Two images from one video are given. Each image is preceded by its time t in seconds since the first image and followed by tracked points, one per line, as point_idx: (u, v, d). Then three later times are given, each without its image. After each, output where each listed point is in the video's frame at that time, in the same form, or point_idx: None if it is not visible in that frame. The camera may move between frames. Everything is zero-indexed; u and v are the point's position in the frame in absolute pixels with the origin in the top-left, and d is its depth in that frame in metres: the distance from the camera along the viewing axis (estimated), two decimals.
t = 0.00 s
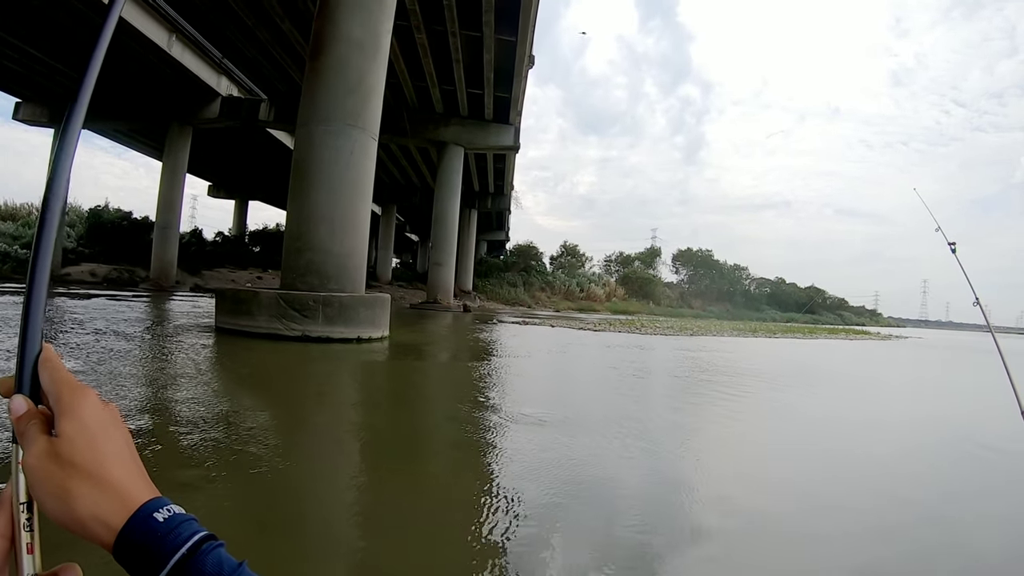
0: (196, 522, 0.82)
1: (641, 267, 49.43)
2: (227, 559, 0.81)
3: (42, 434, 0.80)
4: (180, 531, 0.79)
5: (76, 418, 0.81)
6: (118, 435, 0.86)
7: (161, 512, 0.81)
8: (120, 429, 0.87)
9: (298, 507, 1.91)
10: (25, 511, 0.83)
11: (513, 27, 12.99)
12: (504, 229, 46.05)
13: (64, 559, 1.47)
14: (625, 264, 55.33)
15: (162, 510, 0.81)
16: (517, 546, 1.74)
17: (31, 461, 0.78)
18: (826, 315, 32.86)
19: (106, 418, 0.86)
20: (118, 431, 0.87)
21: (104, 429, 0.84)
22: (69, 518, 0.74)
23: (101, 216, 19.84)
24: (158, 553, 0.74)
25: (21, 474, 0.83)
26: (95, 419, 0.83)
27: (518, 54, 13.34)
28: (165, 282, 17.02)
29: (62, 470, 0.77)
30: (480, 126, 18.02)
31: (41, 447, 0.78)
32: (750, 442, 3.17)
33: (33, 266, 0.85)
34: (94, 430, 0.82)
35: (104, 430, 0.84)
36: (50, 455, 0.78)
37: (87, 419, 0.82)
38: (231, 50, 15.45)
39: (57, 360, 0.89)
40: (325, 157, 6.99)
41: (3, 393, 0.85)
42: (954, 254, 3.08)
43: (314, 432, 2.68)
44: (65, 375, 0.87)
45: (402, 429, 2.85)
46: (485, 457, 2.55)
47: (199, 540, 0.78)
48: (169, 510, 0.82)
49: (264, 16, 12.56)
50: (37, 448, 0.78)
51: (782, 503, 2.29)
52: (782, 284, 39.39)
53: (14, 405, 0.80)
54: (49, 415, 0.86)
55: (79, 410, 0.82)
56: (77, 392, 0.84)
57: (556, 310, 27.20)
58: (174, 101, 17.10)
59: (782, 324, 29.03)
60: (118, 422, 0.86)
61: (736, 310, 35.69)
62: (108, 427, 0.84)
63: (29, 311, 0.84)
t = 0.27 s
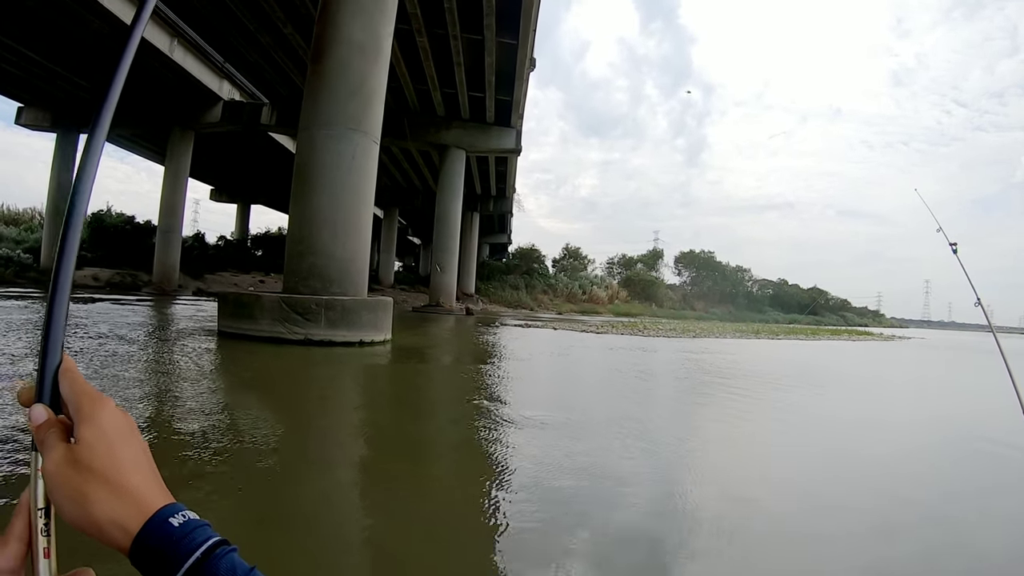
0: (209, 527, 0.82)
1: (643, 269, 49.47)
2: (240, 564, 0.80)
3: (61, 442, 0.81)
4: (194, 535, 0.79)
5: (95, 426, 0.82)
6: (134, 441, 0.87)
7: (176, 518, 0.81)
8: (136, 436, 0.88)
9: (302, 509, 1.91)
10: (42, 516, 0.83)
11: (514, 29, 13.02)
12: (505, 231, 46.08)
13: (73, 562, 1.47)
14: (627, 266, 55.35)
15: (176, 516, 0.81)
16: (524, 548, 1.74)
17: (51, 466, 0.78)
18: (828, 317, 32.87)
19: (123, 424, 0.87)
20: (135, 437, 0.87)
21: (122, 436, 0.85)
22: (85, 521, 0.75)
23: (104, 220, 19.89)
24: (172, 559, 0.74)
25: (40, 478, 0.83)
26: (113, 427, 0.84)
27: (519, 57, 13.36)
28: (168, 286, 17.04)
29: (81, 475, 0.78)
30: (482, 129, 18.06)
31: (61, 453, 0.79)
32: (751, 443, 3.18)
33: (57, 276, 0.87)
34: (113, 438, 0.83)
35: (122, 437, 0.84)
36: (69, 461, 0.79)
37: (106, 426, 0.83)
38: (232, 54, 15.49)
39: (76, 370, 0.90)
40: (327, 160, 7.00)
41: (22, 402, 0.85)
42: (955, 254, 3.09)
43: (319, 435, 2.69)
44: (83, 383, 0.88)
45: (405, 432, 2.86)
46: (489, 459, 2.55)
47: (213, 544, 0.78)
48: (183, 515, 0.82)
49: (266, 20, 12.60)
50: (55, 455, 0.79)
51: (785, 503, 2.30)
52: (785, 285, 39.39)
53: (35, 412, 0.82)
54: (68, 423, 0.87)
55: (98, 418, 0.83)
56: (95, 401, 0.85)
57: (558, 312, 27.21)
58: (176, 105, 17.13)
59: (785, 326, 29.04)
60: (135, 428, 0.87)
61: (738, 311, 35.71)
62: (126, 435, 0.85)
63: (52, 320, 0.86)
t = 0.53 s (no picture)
0: (222, 542, 0.82)
1: (645, 270, 49.42)
2: None
3: (78, 459, 0.82)
4: (207, 550, 0.79)
5: (112, 443, 0.83)
6: (148, 457, 0.88)
7: (190, 533, 0.81)
8: (149, 453, 0.89)
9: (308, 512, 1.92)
10: (57, 533, 0.83)
11: (514, 32, 13.03)
12: (508, 233, 46.09)
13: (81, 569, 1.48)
14: (630, 267, 55.32)
15: (190, 531, 0.81)
16: (531, 550, 1.75)
17: (69, 484, 0.79)
18: (832, 317, 32.79)
19: (137, 442, 0.88)
20: (149, 455, 0.88)
21: (137, 453, 0.85)
22: (102, 536, 0.75)
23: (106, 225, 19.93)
24: None
25: (56, 494, 0.84)
26: (130, 444, 0.85)
27: (520, 59, 13.37)
28: (170, 290, 17.06)
29: (96, 492, 0.78)
30: (483, 131, 18.07)
31: (78, 471, 0.80)
32: (756, 444, 3.18)
33: (73, 297, 0.88)
34: (129, 456, 0.84)
35: (137, 454, 0.85)
36: (86, 479, 0.80)
37: (123, 444, 0.84)
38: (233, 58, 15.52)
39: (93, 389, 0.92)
40: (329, 164, 7.01)
41: (39, 419, 0.87)
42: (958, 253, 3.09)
43: (324, 438, 2.70)
44: (100, 402, 0.90)
45: (409, 434, 2.86)
46: (494, 462, 2.55)
47: (225, 559, 0.78)
48: (197, 531, 0.82)
49: (266, 25, 12.63)
50: (73, 472, 0.80)
51: (789, 503, 2.30)
52: (788, 286, 39.35)
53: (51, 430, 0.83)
54: (84, 441, 0.88)
55: (114, 436, 0.84)
56: (112, 420, 0.87)
57: (560, 314, 27.18)
58: (177, 110, 17.16)
59: (788, 326, 28.98)
60: (150, 446, 0.88)
61: (741, 312, 35.65)
62: (141, 452, 0.86)
63: (69, 338, 0.88)
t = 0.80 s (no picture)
0: (230, 551, 0.82)
1: (649, 269, 49.38)
2: None
3: (87, 468, 0.83)
4: (216, 559, 0.79)
5: (121, 453, 0.84)
6: (156, 466, 0.89)
7: (198, 542, 0.82)
8: (158, 462, 0.90)
9: (314, 512, 1.93)
10: (65, 541, 0.84)
11: (516, 31, 13.03)
12: (511, 233, 46.10)
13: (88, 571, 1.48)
14: (634, 266, 55.28)
15: (198, 540, 0.82)
16: (537, 549, 1.75)
17: (78, 493, 0.80)
18: (837, 315, 32.73)
19: (146, 451, 0.89)
20: (158, 464, 0.89)
21: (147, 462, 0.86)
22: (111, 544, 0.76)
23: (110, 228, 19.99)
24: None
25: (65, 503, 0.85)
26: (138, 454, 0.86)
27: (522, 59, 13.36)
28: (174, 292, 17.10)
29: (105, 501, 0.79)
30: (486, 132, 18.08)
31: (88, 479, 0.81)
32: (763, 442, 3.17)
33: (80, 306, 0.89)
34: (138, 464, 0.84)
35: (146, 465, 0.86)
36: (96, 488, 0.80)
37: (131, 453, 0.85)
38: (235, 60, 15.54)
39: (101, 399, 0.93)
40: (332, 166, 7.02)
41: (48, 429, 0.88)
42: (965, 250, 3.08)
43: (329, 439, 2.70)
44: (108, 411, 0.91)
45: (413, 434, 2.87)
46: (499, 461, 2.56)
47: (233, 567, 0.79)
48: (205, 540, 0.82)
49: (268, 26, 12.65)
50: (82, 482, 0.81)
51: (797, 501, 2.30)
52: (792, 284, 39.27)
53: (60, 439, 0.84)
54: (92, 450, 0.89)
55: (124, 446, 0.85)
56: (120, 429, 0.88)
57: (564, 313, 27.18)
58: (180, 112, 17.17)
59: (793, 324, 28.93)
60: (158, 455, 0.88)
61: (745, 311, 35.60)
62: (150, 462, 0.87)
63: (79, 345, 0.89)
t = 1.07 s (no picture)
0: (240, 553, 0.83)
1: (654, 266, 49.31)
2: None
3: (98, 470, 0.84)
4: (226, 560, 0.80)
5: (132, 455, 0.85)
6: (166, 469, 0.89)
7: (209, 543, 0.82)
8: (168, 464, 0.90)
9: (321, 513, 1.93)
10: (74, 541, 0.84)
11: (520, 29, 13.02)
12: (515, 232, 46.10)
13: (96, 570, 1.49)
14: (639, 264, 55.23)
15: (209, 541, 0.82)
16: (545, 548, 1.75)
17: (89, 494, 0.81)
18: (843, 311, 32.65)
19: (156, 453, 0.89)
20: (168, 466, 0.90)
21: (157, 464, 0.87)
22: (122, 545, 0.77)
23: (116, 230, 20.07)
24: None
25: (74, 503, 0.86)
26: (149, 456, 0.87)
27: (526, 58, 13.36)
28: (180, 293, 17.16)
29: (116, 502, 0.80)
30: (490, 130, 18.08)
31: (98, 480, 0.82)
32: (772, 440, 3.16)
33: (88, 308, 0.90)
34: (148, 467, 0.85)
35: (157, 467, 0.87)
36: (107, 489, 0.81)
37: (141, 456, 0.86)
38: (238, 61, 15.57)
39: (109, 400, 0.94)
40: (336, 165, 7.03)
41: (58, 429, 0.89)
42: (973, 244, 3.07)
43: (335, 439, 2.71)
44: (118, 413, 0.92)
45: (420, 433, 2.87)
46: (505, 460, 2.55)
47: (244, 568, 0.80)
48: (216, 541, 0.83)
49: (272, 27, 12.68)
50: (93, 483, 0.81)
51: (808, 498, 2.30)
52: (799, 280, 39.17)
53: (69, 440, 0.84)
54: (101, 451, 0.89)
55: (134, 448, 0.86)
56: (131, 431, 0.88)
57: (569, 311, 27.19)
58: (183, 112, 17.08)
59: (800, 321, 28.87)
60: (168, 458, 0.89)
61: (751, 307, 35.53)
62: (161, 464, 0.87)
63: (87, 346, 0.90)
